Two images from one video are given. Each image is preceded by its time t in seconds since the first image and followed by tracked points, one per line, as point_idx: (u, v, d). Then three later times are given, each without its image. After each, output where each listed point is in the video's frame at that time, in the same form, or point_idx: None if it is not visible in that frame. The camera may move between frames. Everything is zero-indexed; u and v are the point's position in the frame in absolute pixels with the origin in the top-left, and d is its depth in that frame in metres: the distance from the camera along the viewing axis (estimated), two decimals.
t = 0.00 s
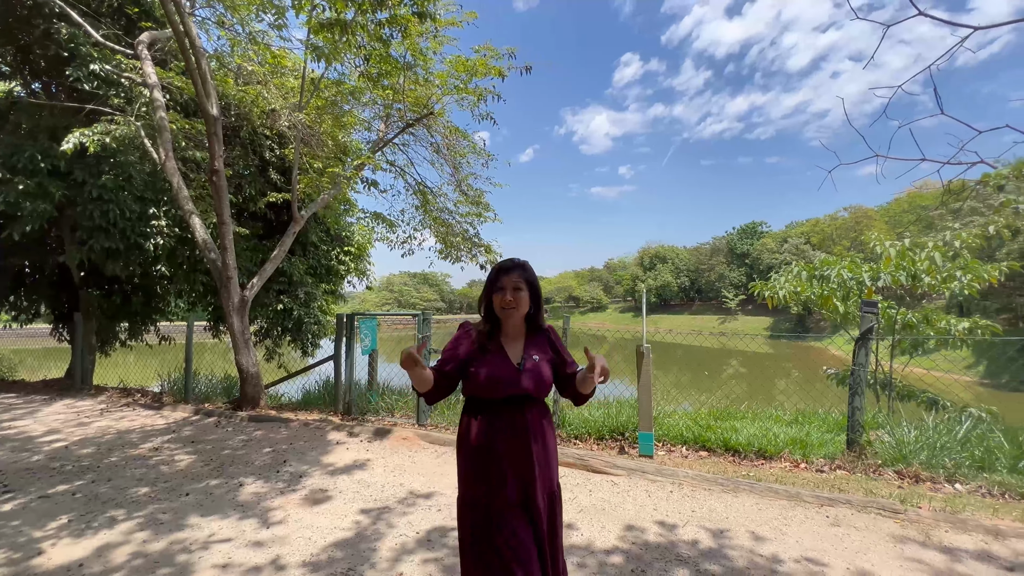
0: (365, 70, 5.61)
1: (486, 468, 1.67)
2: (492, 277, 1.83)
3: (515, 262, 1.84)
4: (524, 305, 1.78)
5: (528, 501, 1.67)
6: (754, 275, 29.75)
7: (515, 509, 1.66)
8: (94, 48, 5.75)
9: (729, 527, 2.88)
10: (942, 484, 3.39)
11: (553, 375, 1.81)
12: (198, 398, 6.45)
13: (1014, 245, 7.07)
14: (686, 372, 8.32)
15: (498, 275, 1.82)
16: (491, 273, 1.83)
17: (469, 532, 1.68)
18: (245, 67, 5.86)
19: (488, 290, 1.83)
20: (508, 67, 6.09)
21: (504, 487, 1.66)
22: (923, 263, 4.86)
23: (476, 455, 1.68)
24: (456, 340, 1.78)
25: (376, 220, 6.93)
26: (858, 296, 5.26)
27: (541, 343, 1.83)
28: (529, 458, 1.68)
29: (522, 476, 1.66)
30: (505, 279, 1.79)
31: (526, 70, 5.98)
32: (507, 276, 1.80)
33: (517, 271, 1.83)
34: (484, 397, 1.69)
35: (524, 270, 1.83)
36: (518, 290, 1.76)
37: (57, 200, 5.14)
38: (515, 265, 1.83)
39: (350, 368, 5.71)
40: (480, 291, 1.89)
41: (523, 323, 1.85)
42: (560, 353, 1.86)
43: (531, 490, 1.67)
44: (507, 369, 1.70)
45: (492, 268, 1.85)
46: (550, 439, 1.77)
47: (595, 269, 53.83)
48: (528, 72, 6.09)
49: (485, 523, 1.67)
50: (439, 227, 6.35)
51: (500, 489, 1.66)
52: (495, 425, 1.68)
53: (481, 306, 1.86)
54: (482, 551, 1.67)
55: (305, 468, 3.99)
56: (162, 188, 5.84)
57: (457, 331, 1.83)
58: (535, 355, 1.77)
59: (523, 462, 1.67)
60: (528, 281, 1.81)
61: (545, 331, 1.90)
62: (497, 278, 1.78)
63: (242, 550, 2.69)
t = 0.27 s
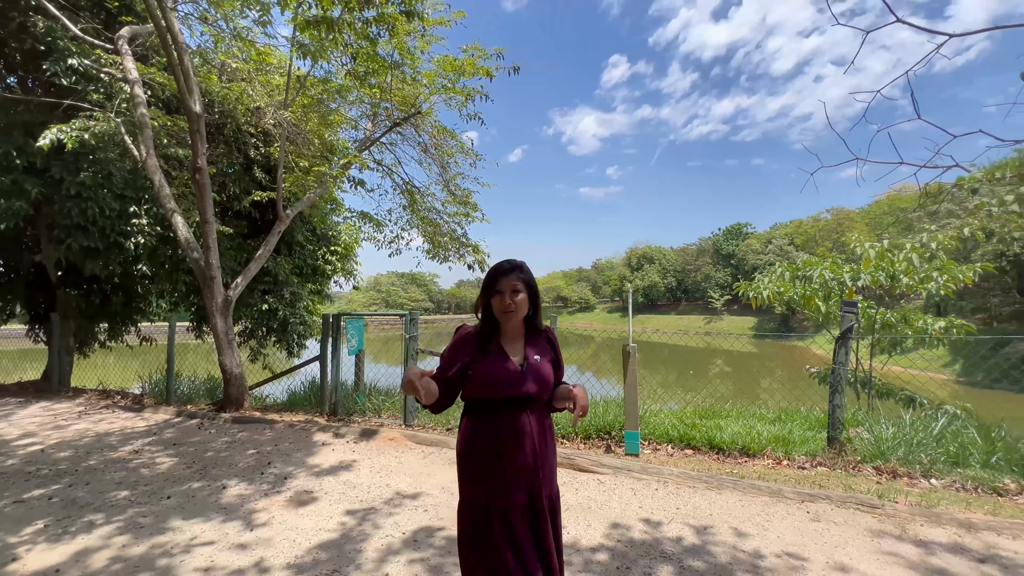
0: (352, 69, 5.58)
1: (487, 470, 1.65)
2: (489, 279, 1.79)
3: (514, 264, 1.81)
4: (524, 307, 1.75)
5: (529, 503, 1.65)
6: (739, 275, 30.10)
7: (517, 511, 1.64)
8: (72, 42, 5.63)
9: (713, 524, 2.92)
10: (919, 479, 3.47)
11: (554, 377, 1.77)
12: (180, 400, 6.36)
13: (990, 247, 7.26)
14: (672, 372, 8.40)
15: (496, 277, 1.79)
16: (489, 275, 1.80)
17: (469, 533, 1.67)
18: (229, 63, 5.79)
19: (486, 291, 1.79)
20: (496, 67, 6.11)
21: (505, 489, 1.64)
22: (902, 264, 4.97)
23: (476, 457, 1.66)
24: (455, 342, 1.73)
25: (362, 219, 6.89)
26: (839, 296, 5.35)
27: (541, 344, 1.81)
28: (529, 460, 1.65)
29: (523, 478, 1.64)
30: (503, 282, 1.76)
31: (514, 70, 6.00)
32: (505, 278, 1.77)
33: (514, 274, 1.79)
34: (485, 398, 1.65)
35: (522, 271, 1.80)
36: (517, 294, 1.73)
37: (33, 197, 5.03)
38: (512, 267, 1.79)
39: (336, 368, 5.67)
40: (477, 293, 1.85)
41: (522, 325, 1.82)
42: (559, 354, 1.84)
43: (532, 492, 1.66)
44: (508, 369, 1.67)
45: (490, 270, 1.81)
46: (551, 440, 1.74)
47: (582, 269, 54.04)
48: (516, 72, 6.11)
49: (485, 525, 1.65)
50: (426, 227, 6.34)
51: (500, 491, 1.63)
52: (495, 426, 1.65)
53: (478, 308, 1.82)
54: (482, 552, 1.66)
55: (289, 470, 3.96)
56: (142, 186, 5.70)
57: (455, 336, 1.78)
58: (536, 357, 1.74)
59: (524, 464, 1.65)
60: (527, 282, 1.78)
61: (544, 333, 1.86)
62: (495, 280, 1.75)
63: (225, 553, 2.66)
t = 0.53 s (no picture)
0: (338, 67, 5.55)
1: (488, 471, 1.65)
2: (491, 276, 1.73)
3: (515, 261, 1.75)
4: (528, 305, 1.71)
5: (531, 506, 1.65)
6: (725, 275, 30.43)
7: (518, 513, 1.65)
8: (50, 36, 5.52)
9: (697, 521, 2.97)
10: (897, 475, 3.55)
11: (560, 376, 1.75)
12: (162, 402, 6.26)
13: (966, 248, 7.44)
14: (659, 371, 8.48)
15: (498, 274, 1.73)
16: (491, 272, 1.74)
17: (468, 533, 1.67)
18: (213, 59, 5.72)
19: (489, 289, 1.74)
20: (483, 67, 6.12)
21: (506, 490, 1.64)
22: (881, 265, 5.08)
23: (478, 459, 1.65)
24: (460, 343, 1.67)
25: (349, 218, 6.86)
26: (821, 296, 5.43)
27: (546, 342, 1.78)
28: (532, 463, 1.65)
29: (525, 480, 1.65)
30: (505, 281, 1.70)
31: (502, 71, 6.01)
32: (507, 275, 1.71)
33: (515, 272, 1.74)
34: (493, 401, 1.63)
35: (523, 267, 1.75)
36: (520, 292, 1.69)
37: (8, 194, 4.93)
38: (512, 265, 1.73)
39: (323, 369, 5.64)
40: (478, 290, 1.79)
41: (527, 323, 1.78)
42: (563, 352, 1.82)
43: (535, 495, 1.66)
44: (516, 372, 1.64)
45: (492, 267, 1.75)
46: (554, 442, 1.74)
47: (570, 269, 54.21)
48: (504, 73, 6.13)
49: (486, 526, 1.65)
50: (414, 226, 6.33)
51: (501, 493, 1.64)
52: (499, 428, 1.64)
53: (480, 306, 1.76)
54: (482, 553, 1.66)
55: (274, 471, 3.93)
56: (123, 184, 5.65)
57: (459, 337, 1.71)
58: (542, 357, 1.72)
59: (526, 467, 1.65)
60: (531, 279, 1.73)
61: (547, 330, 1.83)
62: (498, 278, 1.69)
63: (208, 556, 2.64)
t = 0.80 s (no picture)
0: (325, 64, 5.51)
1: (490, 477, 1.64)
2: (491, 275, 1.77)
3: (512, 258, 1.78)
4: (530, 301, 1.73)
5: (533, 513, 1.65)
6: (711, 275, 30.75)
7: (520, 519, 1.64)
8: (26, 28, 5.39)
9: (682, 517, 3.01)
10: (876, 470, 3.64)
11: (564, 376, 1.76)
12: (143, 404, 6.18)
13: (944, 248, 7.63)
14: (645, 370, 8.55)
15: (497, 272, 1.76)
16: (491, 271, 1.77)
17: (467, 537, 1.67)
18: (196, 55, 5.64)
19: (490, 288, 1.76)
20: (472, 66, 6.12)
21: (508, 496, 1.64)
22: (862, 265, 5.18)
23: (480, 463, 1.65)
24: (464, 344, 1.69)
25: (336, 217, 6.82)
26: (804, 295, 5.52)
27: (550, 340, 1.79)
28: (536, 470, 1.65)
29: (528, 487, 1.64)
30: (505, 279, 1.72)
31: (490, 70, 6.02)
32: (506, 273, 1.74)
33: (515, 269, 1.75)
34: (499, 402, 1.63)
35: (522, 264, 1.78)
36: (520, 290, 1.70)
37: None
38: (512, 262, 1.75)
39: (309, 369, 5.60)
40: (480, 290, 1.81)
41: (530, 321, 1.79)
42: (568, 350, 1.83)
43: (538, 503, 1.65)
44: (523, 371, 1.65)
45: (491, 267, 1.78)
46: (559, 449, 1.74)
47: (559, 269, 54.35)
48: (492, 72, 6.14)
49: (486, 531, 1.65)
50: (402, 225, 6.31)
51: (503, 498, 1.64)
52: (502, 432, 1.64)
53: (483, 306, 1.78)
54: (479, 554, 1.66)
55: (259, 472, 3.91)
56: (102, 180, 5.55)
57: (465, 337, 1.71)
58: (547, 355, 1.73)
59: (529, 474, 1.64)
60: (530, 276, 1.76)
61: (551, 327, 1.84)
62: (499, 275, 1.72)
63: (191, 559, 2.62)
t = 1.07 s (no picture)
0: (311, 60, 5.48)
1: (489, 477, 1.65)
2: (486, 270, 1.77)
3: (508, 252, 1.79)
4: (525, 296, 1.74)
5: (533, 512, 1.66)
6: (696, 275, 31.07)
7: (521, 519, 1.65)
8: None
9: (667, 513, 3.05)
10: (855, 465, 3.72)
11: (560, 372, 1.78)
12: (122, 405, 6.08)
13: (921, 249, 7.81)
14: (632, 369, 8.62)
15: (492, 267, 1.77)
16: (486, 266, 1.78)
17: (466, 539, 1.67)
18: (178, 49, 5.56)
19: (485, 283, 1.76)
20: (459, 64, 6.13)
21: (508, 496, 1.65)
22: (842, 265, 5.29)
23: (478, 464, 1.66)
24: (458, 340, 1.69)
25: (322, 215, 6.78)
26: (787, 294, 5.60)
27: (544, 335, 1.81)
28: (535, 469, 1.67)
29: (528, 487, 1.66)
30: (499, 274, 1.74)
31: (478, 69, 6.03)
32: (501, 268, 1.75)
33: (509, 264, 1.77)
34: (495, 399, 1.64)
35: (517, 258, 1.79)
36: (516, 283, 1.72)
37: None
38: (507, 257, 1.77)
39: (294, 369, 5.55)
40: (474, 285, 1.81)
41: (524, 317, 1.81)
42: (562, 346, 1.85)
43: (538, 502, 1.67)
44: (517, 368, 1.66)
45: (486, 261, 1.79)
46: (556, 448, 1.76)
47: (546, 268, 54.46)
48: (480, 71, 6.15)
49: (486, 532, 1.65)
50: (389, 224, 6.29)
51: (503, 498, 1.65)
52: (500, 431, 1.66)
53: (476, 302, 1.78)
54: (479, 555, 1.66)
55: (243, 474, 3.88)
56: (80, 177, 5.48)
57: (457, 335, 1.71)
58: (541, 351, 1.75)
59: (528, 473, 1.66)
60: (525, 271, 1.77)
61: (545, 324, 1.85)
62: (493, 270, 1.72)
63: (173, 562, 2.60)
